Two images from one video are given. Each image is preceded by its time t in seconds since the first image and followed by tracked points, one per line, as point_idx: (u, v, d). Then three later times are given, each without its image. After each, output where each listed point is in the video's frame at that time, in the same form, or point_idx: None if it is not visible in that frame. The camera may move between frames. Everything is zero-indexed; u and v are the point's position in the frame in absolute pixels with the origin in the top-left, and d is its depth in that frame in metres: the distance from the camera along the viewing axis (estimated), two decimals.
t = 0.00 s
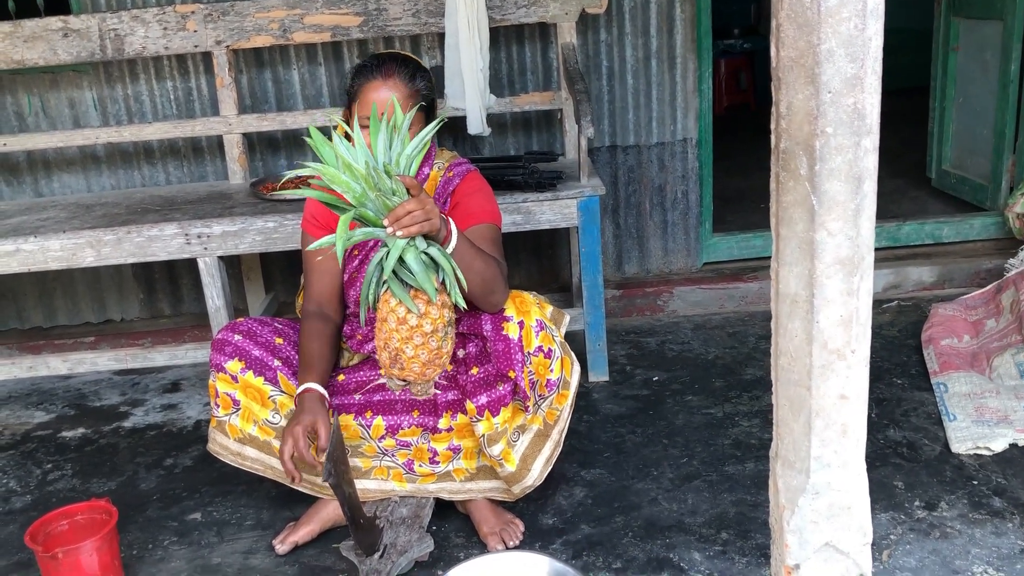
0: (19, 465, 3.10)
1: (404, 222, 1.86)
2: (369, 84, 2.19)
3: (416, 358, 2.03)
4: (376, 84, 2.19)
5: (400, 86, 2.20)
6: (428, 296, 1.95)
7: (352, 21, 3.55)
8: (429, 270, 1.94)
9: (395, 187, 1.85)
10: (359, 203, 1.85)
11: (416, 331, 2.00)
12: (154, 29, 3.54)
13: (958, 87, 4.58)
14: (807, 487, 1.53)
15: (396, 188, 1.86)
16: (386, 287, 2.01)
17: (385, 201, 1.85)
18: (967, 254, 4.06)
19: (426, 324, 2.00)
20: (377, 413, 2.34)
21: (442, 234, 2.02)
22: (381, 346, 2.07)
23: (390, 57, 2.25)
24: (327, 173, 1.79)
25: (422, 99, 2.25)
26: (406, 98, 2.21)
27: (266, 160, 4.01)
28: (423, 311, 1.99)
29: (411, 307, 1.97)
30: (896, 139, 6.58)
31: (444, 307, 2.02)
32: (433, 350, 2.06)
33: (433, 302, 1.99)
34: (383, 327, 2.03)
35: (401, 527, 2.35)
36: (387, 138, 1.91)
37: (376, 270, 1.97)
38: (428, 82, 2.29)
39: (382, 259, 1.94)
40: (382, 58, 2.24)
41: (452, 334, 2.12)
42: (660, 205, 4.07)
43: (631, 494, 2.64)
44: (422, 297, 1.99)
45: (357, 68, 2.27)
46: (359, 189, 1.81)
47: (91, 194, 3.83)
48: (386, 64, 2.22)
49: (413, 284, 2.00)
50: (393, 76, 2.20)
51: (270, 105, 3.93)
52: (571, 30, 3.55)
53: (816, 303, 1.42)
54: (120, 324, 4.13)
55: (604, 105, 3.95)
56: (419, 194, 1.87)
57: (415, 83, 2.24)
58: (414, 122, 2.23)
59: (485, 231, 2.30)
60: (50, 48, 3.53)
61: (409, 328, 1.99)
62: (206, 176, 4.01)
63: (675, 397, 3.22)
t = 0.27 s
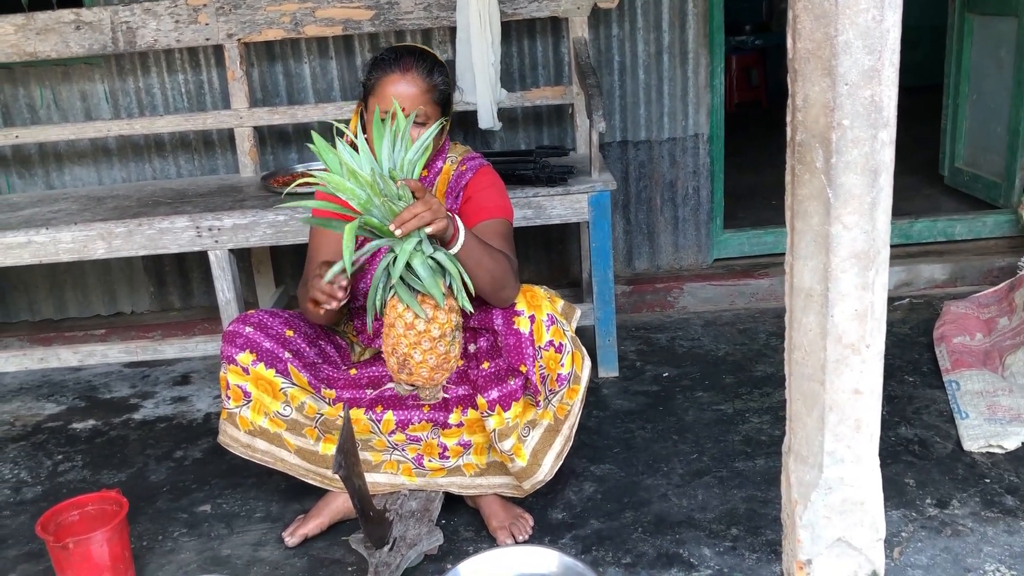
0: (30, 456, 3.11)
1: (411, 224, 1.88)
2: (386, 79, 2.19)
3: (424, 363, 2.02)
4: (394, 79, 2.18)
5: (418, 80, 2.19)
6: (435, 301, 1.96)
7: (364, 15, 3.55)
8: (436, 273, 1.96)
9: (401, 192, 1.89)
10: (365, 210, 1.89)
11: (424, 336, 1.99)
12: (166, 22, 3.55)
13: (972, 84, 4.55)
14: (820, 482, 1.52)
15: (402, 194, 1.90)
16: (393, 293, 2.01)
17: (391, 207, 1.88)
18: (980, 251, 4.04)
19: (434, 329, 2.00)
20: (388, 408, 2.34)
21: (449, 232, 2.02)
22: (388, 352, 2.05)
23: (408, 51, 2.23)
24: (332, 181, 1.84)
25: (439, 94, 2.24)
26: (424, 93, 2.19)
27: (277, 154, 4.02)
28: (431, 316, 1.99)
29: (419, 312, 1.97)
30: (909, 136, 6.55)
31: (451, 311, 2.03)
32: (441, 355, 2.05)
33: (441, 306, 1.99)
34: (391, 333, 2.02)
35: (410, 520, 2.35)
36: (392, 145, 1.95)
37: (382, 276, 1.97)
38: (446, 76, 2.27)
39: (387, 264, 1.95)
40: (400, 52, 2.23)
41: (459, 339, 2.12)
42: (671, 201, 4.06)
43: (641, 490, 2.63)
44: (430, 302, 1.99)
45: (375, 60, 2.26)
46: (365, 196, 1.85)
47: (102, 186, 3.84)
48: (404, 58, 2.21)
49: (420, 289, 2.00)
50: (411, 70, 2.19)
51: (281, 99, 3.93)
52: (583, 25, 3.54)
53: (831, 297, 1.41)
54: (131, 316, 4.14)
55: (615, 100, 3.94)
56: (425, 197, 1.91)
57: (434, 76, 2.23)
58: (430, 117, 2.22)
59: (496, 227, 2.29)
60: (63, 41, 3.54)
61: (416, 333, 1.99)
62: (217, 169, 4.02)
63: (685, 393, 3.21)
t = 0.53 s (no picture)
0: (42, 447, 3.13)
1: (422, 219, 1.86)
2: (408, 74, 2.20)
3: (431, 362, 1.99)
4: (417, 74, 2.19)
5: (440, 77, 2.19)
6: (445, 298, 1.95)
7: (378, 11, 3.56)
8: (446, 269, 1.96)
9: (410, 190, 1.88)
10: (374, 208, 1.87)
11: (431, 334, 1.98)
12: (182, 17, 3.56)
13: (987, 86, 4.53)
14: (834, 481, 1.52)
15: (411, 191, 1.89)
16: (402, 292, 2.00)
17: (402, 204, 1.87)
18: (993, 254, 4.02)
19: (442, 328, 1.98)
20: (399, 404, 2.36)
21: (460, 224, 2.02)
22: (396, 351, 2.03)
23: (430, 48, 2.25)
24: (343, 178, 1.82)
25: (461, 91, 2.24)
26: (446, 89, 2.20)
27: (290, 150, 4.03)
28: (439, 314, 1.97)
29: (427, 310, 1.96)
30: (922, 138, 6.52)
31: (459, 311, 2.01)
32: (449, 354, 2.02)
33: (449, 305, 1.98)
34: (399, 331, 2.00)
35: (421, 516, 2.34)
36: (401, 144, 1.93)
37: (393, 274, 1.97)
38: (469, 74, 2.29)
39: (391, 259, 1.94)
40: (423, 49, 2.24)
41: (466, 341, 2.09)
42: (683, 200, 4.05)
43: (652, 488, 2.63)
44: (438, 300, 1.98)
45: (397, 56, 2.27)
46: (375, 194, 1.84)
47: (116, 180, 3.86)
48: (427, 55, 2.22)
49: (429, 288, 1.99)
50: (434, 66, 2.20)
51: (295, 95, 3.94)
52: (597, 23, 3.53)
53: (846, 296, 1.41)
54: (143, 311, 4.16)
55: (628, 99, 3.94)
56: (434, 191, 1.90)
57: (457, 74, 2.24)
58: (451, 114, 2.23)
59: (508, 222, 2.29)
60: (79, 35, 3.56)
61: (425, 330, 1.97)
62: (231, 164, 4.03)
63: (696, 393, 3.21)
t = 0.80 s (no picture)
0: (51, 445, 3.14)
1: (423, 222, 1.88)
2: (425, 78, 2.20)
3: (434, 370, 2.01)
4: (433, 78, 2.20)
5: (457, 82, 2.20)
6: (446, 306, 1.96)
7: (390, 13, 3.56)
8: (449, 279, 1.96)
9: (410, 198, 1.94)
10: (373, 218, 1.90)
11: (434, 343, 1.99)
12: (194, 17, 3.57)
13: (999, 92, 4.51)
14: (843, 490, 1.51)
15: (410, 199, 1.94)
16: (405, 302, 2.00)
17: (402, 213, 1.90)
18: (1003, 262, 4.00)
19: (445, 336, 1.99)
20: (407, 406, 2.35)
21: (461, 228, 2.03)
22: (398, 360, 2.04)
23: (447, 52, 2.25)
24: (343, 191, 1.84)
25: (477, 97, 2.26)
26: (463, 94, 2.21)
27: (300, 150, 4.04)
28: (442, 323, 1.98)
29: (430, 319, 1.96)
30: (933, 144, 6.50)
31: (461, 318, 2.02)
32: (451, 361, 2.03)
33: (452, 313, 1.98)
34: (401, 341, 2.01)
35: (427, 518, 2.34)
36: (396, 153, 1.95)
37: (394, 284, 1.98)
38: (486, 79, 2.29)
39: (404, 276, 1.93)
40: (441, 52, 2.25)
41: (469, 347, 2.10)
42: (692, 205, 4.04)
43: (659, 494, 2.63)
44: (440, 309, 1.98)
45: (414, 58, 2.28)
46: (375, 205, 1.87)
47: (127, 180, 3.87)
48: (445, 59, 2.23)
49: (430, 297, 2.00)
50: (451, 71, 2.21)
51: (306, 96, 3.95)
52: (609, 27, 3.53)
53: (858, 304, 1.40)
54: (152, 309, 4.17)
55: (639, 103, 3.94)
56: (432, 196, 1.93)
57: (473, 80, 2.24)
58: (467, 118, 2.24)
59: (519, 226, 2.30)
60: (91, 34, 3.57)
61: (427, 339, 1.98)
62: (241, 164, 4.04)
63: (703, 398, 3.21)
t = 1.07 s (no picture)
0: (56, 440, 3.15)
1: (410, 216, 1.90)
2: (437, 78, 2.20)
3: (432, 367, 2.01)
4: (446, 79, 2.19)
5: (469, 84, 2.20)
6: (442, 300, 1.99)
7: (397, 13, 3.57)
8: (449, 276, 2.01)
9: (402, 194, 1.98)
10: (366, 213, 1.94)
11: (431, 338, 2.01)
12: (202, 15, 3.58)
13: (1005, 97, 4.51)
14: (848, 491, 1.52)
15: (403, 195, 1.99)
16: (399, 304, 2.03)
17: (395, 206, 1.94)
18: (1008, 267, 4.00)
19: (441, 331, 2.02)
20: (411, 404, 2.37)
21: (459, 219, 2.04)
22: (394, 361, 2.04)
23: (460, 52, 2.25)
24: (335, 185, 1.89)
25: (488, 99, 2.25)
26: (475, 96, 2.21)
27: (307, 149, 4.05)
28: (437, 318, 2.01)
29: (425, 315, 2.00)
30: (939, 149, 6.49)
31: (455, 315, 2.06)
32: (448, 359, 2.05)
33: (446, 309, 2.03)
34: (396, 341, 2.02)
35: (431, 517, 2.35)
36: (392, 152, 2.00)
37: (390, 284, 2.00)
38: (497, 81, 2.29)
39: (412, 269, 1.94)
40: (453, 53, 2.24)
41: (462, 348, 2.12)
42: (698, 207, 4.05)
43: (662, 494, 2.63)
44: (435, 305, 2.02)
45: (427, 58, 2.27)
46: (367, 200, 1.92)
47: (133, 177, 3.89)
48: (458, 60, 2.22)
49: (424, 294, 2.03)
50: (464, 73, 2.20)
51: (313, 95, 3.96)
52: (616, 28, 3.54)
53: (865, 306, 1.40)
54: (157, 306, 4.18)
55: (645, 105, 3.94)
56: (423, 192, 1.96)
57: (485, 81, 2.24)
58: (478, 120, 2.24)
59: (529, 226, 2.30)
60: (100, 31, 3.59)
61: (424, 335, 2.00)
62: (248, 163, 4.05)
63: (707, 400, 3.21)
